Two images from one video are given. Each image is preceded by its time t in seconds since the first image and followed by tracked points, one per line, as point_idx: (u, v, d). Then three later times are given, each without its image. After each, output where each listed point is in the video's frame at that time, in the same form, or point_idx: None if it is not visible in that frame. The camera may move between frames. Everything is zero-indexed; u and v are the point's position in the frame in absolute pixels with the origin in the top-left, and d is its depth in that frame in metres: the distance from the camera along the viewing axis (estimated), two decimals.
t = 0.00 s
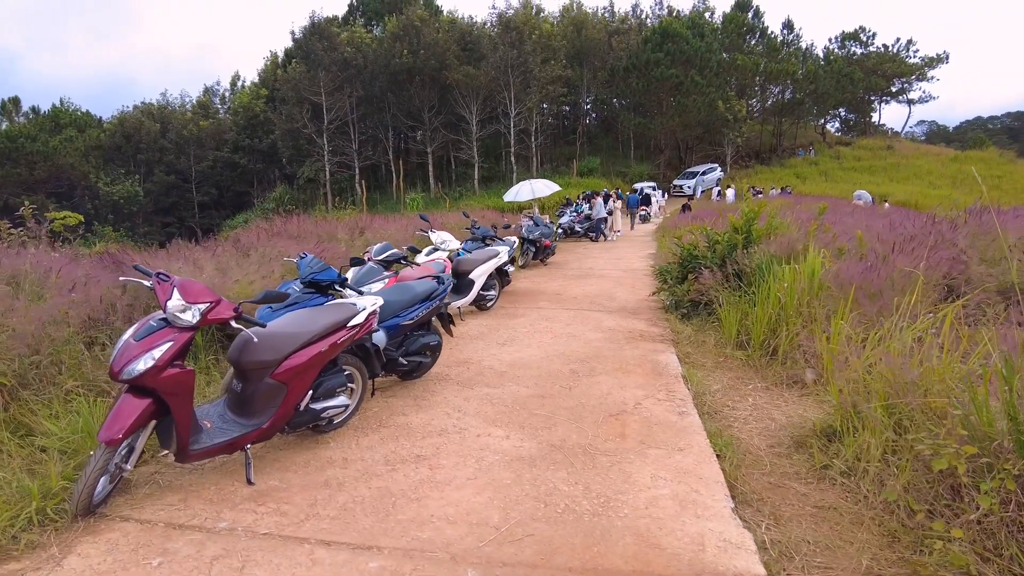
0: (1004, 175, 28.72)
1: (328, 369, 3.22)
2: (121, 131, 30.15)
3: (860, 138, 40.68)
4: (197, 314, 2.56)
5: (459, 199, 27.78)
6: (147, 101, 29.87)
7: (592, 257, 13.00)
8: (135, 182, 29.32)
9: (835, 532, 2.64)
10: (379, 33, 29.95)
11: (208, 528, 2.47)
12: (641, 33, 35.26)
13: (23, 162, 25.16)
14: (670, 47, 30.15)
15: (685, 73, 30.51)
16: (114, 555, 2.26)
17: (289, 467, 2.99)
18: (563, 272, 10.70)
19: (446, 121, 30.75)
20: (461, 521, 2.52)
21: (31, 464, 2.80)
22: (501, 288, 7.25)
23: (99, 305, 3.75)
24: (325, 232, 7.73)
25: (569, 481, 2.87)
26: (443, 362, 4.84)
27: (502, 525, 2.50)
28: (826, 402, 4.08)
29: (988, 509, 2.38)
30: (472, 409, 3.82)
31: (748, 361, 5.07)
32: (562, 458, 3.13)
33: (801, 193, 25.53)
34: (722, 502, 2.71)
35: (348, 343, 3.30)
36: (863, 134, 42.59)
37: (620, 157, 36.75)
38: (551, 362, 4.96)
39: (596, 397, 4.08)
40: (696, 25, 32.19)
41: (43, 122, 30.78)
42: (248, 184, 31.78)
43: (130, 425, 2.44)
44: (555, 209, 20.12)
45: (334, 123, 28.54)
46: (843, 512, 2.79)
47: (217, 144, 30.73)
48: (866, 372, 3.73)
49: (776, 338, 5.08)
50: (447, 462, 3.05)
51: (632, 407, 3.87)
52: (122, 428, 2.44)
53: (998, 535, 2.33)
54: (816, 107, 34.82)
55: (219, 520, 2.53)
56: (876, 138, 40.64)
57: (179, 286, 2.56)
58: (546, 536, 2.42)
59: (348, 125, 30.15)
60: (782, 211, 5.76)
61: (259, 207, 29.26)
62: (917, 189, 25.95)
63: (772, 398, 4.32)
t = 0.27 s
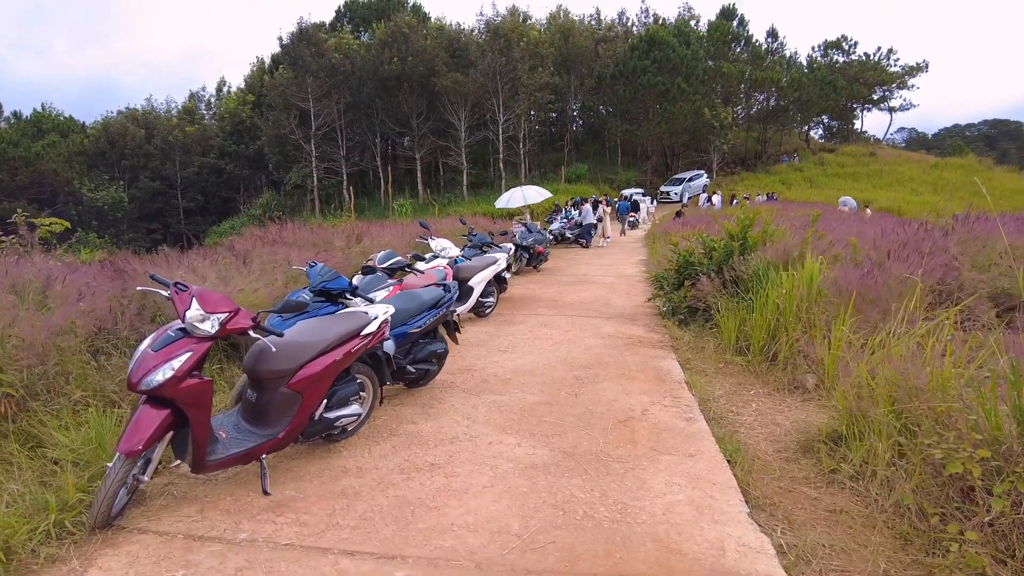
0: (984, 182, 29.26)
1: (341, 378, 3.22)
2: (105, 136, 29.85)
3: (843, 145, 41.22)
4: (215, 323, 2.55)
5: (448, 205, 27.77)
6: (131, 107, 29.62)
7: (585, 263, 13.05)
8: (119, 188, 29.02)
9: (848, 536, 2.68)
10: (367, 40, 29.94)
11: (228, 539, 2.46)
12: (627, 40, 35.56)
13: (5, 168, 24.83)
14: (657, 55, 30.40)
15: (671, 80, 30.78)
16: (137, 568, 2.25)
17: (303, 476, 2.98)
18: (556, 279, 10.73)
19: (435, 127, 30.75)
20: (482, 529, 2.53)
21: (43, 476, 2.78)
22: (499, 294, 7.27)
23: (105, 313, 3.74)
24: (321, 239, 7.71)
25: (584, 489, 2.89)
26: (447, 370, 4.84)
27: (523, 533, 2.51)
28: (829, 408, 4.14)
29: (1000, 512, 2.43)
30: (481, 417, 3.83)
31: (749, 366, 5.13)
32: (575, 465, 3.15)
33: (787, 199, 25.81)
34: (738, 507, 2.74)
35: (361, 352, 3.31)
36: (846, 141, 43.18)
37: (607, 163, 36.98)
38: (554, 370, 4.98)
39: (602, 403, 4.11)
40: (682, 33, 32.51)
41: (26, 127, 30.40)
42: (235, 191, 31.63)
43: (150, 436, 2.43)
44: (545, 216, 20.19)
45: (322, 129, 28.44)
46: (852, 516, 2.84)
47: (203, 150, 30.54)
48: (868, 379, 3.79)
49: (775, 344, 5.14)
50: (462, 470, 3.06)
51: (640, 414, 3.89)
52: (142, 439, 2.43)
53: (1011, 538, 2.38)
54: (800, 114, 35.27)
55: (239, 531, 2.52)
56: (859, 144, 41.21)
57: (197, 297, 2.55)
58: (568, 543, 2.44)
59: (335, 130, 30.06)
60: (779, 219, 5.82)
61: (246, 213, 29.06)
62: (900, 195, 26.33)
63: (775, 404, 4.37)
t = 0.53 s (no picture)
0: (966, 186, 29.71)
1: (351, 385, 3.22)
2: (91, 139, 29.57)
3: (829, 149, 41.69)
4: (231, 331, 2.54)
5: (438, 208, 27.75)
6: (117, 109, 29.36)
7: (578, 266, 13.10)
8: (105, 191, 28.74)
9: (857, 537, 2.72)
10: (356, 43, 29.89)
11: (245, 548, 2.45)
12: (615, 45, 35.77)
13: None
14: (645, 59, 30.57)
15: (660, 85, 30.94)
16: None
17: (315, 483, 2.98)
18: (550, 282, 10.77)
19: (424, 130, 30.73)
20: (499, 534, 2.54)
21: (52, 486, 2.77)
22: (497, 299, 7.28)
23: (111, 320, 3.73)
24: (318, 242, 7.70)
25: (597, 493, 2.91)
26: (450, 375, 4.85)
27: (538, 538, 2.53)
28: (830, 411, 4.20)
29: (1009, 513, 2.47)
30: (487, 422, 3.84)
31: (748, 370, 5.18)
32: (585, 469, 3.18)
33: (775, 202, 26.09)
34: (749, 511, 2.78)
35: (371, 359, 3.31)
36: (832, 145, 43.68)
37: (596, 167, 37.15)
38: (556, 374, 5.01)
39: (607, 408, 4.14)
40: (670, 37, 32.76)
41: (9, 130, 30.04)
42: (223, 194, 31.47)
43: (166, 445, 2.42)
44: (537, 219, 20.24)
45: (311, 132, 28.34)
46: (860, 517, 2.88)
47: (190, 152, 30.32)
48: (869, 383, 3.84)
49: (773, 347, 5.20)
50: (474, 476, 3.07)
51: (645, 418, 3.93)
52: (157, 447, 2.42)
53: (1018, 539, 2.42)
54: (786, 118, 35.65)
55: (255, 539, 2.51)
56: (844, 148, 41.69)
57: (212, 305, 2.54)
58: (585, 548, 2.46)
59: (324, 134, 29.97)
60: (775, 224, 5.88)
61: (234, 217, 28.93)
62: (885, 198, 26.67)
63: (776, 407, 4.42)
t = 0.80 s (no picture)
0: (951, 189, 30.13)
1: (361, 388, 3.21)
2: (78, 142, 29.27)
3: (816, 152, 42.11)
4: (248, 334, 2.52)
5: (429, 212, 27.73)
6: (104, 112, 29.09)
7: (572, 270, 13.13)
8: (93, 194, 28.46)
9: (870, 535, 2.75)
10: (346, 46, 29.84)
11: (264, 551, 2.44)
12: (605, 49, 35.96)
13: None
14: (635, 64, 30.74)
15: (649, 89, 31.08)
16: None
17: (330, 486, 2.97)
18: (546, 285, 10.79)
19: (415, 134, 30.72)
20: (519, 536, 2.55)
21: (65, 490, 2.75)
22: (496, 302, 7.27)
23: (118, 324, 3.71)
24: (316, 245, 7.67)
25: (612, 494, 2.93)
26: (454, 378, 4.84)
27: (558, 539, 2.54)
28: (833, 412, 4.23)
29: None
30: (496, 425, 3.85)
31: (750, 371, 5.22)
32: (598, 471, 3.19)
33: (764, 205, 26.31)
34: (762, 510, 2.81)
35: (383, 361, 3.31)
36: (819, 149, 44.14)
37: (586, 171, 37.31)
38: (560, 376, 5.02)
39: (615, 410, 4.15)
40: (660, 42, 32.96)
41: None
42: (212, 197, 31.33)
43: (183, 449, 2.40)
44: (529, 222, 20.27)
45: (301, 135, 28.22)
46: (871, 516, 2.91)
47: (179, 156, 30.13)
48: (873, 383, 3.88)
49: (775, 348, 5.23)
50: (488, 478, 3.07)
51: (653, 419, 3.94)
52: (175, 451, 2.40)
53: None
54: (774, 122, 35.99)
55: (273, 543, 2.49)
56: (831, 152, 42.13)
57: (229, 307, 2.52)
58: (605, 548, 2.47)
59: (315, 137, 29.87)
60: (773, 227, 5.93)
61: (223, 220, 28.75)
62: (872, 202, 26.99)
63: (781, 408, 4.44)
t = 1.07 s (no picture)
0: (938, 192, 30.47)
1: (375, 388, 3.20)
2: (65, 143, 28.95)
3: (805, 155, 42.48)
4: (266, 334, 2.51)
5: (421, 214, 27.69)
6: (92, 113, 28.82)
7: (568, 271, 13.16)
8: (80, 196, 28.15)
9: (885, 530, 2.78)
10: (337, 48, 29.75)
11: (284, 552, 2.42)
12: (596, 52, 36.10)
13: None
14: (626, 66, 30.87)
15: (640, 91, 31.21)
16: None
17: (344, 487, 2.95)
18: (543, 286, 10.81)
19: (407, 136, 30.66)
20: (539, 535, 2.55)
21: (76, 493, 2.72)
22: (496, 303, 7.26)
23: (126, 324, 3.69)
24: (315, 245, 7.64)
25: (628, 492, 2.94)
26: (460, 379, 4.83)
27: (579, 537, 2.54)
28: (839, 410, 4.27)
29: None
30: (506, 424, 3.84)
31: (753, 370, 5.24)
32: (613, 469, 3.20)
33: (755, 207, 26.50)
34: (779, 507, 2.83)
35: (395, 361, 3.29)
36: (808, 152, 44.52)
37: (577, 173, 37.42)
38: (565, 376, 5.02)
39: (623, 408, 4.16)
40: (650, 44, 33.13)
41: None
42: (201, 199, 31.16)
43: (202, 449, 2.38)
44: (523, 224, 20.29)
45: (292, 137, 28.09)
46: (885, 511, 2.93)
47: (168, 157, 29.91)
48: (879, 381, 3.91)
49: (778, 348, 5.26)
50: (503, 478, 3.07)
51: (662, 419, 3.95)
52: (194, 451, 2.37)
53: None
54: (763, 125, 36.28)
55: (293, 543, 2.48)
56: (819, 154, 42.51)
57: (248, 306, 2.50)
58: (626, 546, 2.48)
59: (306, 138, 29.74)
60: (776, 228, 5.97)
61: (213, 222, 28.56)
62: (861, 204, 27.23)
63: (786, 407, 4.47)
